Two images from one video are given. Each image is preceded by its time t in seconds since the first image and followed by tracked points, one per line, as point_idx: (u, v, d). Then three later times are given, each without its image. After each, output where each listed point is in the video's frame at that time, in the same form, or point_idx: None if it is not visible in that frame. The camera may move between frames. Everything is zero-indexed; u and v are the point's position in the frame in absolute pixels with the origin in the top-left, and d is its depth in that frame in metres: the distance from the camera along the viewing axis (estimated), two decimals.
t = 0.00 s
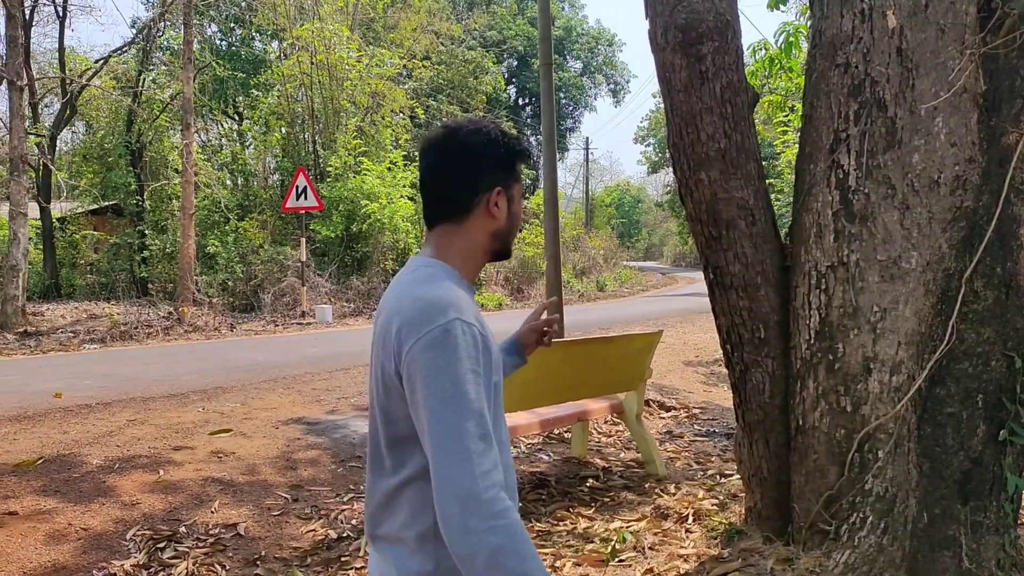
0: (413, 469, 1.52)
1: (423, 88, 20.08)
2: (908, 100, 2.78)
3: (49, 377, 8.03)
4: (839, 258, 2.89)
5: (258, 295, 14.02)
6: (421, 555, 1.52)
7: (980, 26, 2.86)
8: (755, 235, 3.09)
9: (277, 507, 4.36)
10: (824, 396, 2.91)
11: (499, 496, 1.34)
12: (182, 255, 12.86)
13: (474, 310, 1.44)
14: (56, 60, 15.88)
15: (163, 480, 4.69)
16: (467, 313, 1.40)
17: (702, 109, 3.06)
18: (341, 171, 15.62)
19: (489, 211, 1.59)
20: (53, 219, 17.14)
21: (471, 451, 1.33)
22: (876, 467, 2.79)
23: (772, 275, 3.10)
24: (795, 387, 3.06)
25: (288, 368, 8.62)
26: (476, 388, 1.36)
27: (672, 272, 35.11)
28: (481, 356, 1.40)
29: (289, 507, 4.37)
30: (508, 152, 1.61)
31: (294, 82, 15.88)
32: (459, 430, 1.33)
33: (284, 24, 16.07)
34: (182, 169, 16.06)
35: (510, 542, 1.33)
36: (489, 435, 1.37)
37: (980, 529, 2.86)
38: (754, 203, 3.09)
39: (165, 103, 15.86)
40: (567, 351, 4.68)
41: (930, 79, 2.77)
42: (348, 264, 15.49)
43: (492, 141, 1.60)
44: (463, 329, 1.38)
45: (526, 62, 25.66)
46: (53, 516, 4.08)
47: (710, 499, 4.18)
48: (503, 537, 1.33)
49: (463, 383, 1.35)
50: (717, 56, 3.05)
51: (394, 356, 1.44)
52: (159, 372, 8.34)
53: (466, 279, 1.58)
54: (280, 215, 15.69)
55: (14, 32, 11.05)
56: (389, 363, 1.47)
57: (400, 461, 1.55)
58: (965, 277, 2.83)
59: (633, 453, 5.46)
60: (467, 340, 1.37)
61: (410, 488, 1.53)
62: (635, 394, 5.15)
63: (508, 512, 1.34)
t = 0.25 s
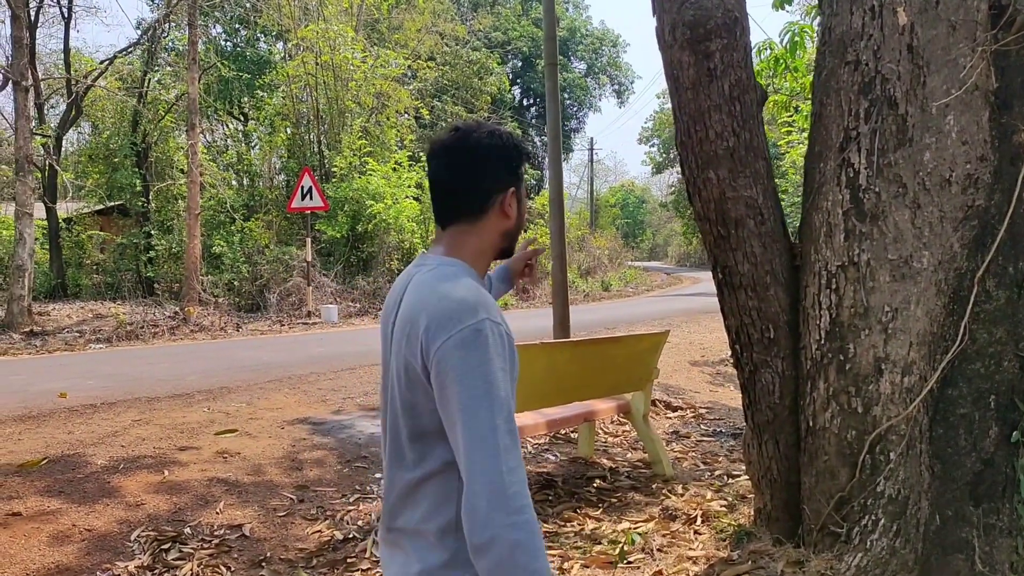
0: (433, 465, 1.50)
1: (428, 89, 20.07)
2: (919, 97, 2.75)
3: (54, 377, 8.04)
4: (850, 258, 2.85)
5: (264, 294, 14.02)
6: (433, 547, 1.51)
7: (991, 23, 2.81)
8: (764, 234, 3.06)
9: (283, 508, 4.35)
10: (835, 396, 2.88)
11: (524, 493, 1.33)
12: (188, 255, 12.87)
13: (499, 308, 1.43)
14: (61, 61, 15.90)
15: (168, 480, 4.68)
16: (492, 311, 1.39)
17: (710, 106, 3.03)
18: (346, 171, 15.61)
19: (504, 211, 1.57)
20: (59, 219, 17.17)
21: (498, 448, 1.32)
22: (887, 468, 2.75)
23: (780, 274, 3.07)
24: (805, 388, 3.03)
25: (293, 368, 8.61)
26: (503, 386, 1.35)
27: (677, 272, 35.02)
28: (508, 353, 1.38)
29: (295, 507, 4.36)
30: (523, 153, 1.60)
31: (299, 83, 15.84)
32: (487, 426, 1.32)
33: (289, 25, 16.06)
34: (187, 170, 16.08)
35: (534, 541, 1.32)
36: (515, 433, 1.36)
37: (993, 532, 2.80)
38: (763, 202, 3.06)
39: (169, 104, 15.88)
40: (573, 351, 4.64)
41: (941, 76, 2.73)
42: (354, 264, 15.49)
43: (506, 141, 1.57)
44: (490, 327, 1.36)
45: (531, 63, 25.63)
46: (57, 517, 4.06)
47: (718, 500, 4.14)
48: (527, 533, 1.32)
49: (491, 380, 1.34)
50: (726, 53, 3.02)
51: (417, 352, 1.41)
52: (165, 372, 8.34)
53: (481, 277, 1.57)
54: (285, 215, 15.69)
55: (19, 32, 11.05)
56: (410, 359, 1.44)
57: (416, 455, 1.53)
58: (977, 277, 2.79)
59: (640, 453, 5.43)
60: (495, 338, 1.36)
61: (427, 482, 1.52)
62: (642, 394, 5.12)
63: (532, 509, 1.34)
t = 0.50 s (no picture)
0: (426, 434, 1.56)
1: (432, 90, 20.07)
2: (931, 95, 2.71)
3: (59, 377, 8.03)
4: (861, 258, 2.83)
5: (269, 294, 14.02)
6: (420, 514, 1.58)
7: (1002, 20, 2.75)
8: (774, 234, 3.04)
9: (288, 509, 4.33)
10: (846, 398, 2.85)
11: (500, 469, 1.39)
12: (194, 255, 12.88)
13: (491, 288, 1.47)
14: (67, 62, 15.93)
15: (173, 481, 4.67)
16: (482, 291, 1.43)
17: (719, 105, 3.00)
18: (351, 172, 15.61)
19: (492, 198, 1.58)
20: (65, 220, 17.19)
21: (476, 425, 1.38)
22: (900, 471, 2.72)
23: (791, 275, 3.04)
24: (816, 389, 3.00)
25: (298, 368, 8.60)
26: (487, 367, 1.39)
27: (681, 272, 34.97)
28: (496, 332, 1.42)
29: (300, 509, 4.34)
30: (518, 138, 1.58)
31: (304, 84, 15.86)
32: (468, 403, 1.37)
33: (293, 26, 16.06)
34: (192, 170, 16.10)
35: (506, 515, 1.39)
36: (496, 412, 1.41)
37: (1008, 535, 2.76)
38: (773, 201, 3.04)
39: (174, 105, 15.90)
40: (579, 352, 4.62)
41: (953, 74, 2.69)
42: (359, 264, 15.49)
43: (496, 128, 1.58)
44: (479, 308, 1.40)
45: (535, 64, 25.61)
46: (61, 519, 4.05)
47: (727, 501, 4.10)
48: (497, 507, 1.38)
49: (474, 361, 1.38)
50: (735, 50, 3.00)
51: (412, 326, 1.48)
52: (170, 372, 8.34)
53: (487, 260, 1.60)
54: (291, 216, 15.71)
55: (24, 33, 11.06)
56: (406, 331, 1.51)
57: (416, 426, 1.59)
58: (990, 276, 2.75)
59: (646, 453, 5.40)
60: (482, 318, 1.39)
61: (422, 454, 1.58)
62: (649, 394, 5.09)
63: (506, 484, 1.40)
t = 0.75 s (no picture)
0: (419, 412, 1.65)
1: (435, 91, 20.06)
2: (941, 93, 2.70)
3: (62, 378, 8.02)
4: (870, 258, 2.80)
5: (273, 295, 14.01)
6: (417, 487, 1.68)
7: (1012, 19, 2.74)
8: (782, 234, 3.01)
9: (293, 510, 4.32)
10: (855, 399, 2.83)
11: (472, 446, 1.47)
12: (198, 256, 12.88)
13: (472, 270, 1.52)
14: (70, 63, 15.93)
15: (177, 482, 4.66)
16: (460, 274, 1.49)
17: (726, 103, 2.98)
18: (354, 173, 15.59)
19: (459, 191, 1.70)
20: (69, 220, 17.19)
21: (448, 403, 1.46)
22: (909, 473, 2.70)
23: (799, 274, 3.02)
24: (824, 390, 2.97)
25: (302, 368, 8.59)
26: (462, 350, 1.46)
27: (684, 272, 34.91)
28: (473, 314, 1.48)
29: (304, 510, 4.33)
30: (480, 133, 1.68)
31: (307, 85, 15.87)
32: (440, 384, 1.45)
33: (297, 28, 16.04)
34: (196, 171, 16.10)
35: (475, 490, 1.46)
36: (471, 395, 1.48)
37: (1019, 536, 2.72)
38: (780, 201, 3.01)
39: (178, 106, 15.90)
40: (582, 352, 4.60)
41: (962, 72, 2.68)
42: (362, 264, 15.48)
43: (463, 127, 1.72)
44: (456, 290, 1.47)
45: (537, 65, 25.57)
46: (64, 522, 4.04)
47: (733, 502, 4.08)
48: (466, 485, 1.46)
49: (448, 342, 1.45)
50: (743, 49, 2.98)
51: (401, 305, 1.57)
52: (173, 373, 8.33)
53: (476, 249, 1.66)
54: (294, 216, 15.72)
55: (28, 34, 11.06)
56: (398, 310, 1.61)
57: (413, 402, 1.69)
58: (999, 277, 2.73)
59: (650, 453, 5.38)
60: (455, 301, 1.46)
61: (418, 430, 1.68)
62: (653, 394, 5.06)
63: (477, 462, 1.47)
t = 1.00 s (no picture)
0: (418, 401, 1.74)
1: (438, 91, 20.07)
2: (950, 92, 2.67)
3: (66, 378, 8.02)
4: (879, 258, 2.79)
5: (276, 294, 14.01)
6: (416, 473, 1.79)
7: None
8: (789, 233, 3.00)
9: (297, 511, 4.31)
10: (865, 400, 2.83)
11: (435, 445, 1.53)
12: (201, 256, 12.89)
13: (451, 272, 1.57)
14: (74, 64, 15.96)
15: (181, 483, 4.65)
16: (436, 275, 1.54)
17: (734, 102, 2.96)
18: (356, 173, 15.57)
19: (454, 190, 1.75)
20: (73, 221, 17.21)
21: (414, 401, 1.53)
22: (919, 474, 2.69)
23: (807, 274, 3.01)
24: (833, 390, 2.96)
25: (306, 368, 8.58)
26: (431, 352, 1.52)
27: (687, 272, 34.86)
28: (446, 316, 1.54)
29: (308, 511, 4.32)
30: (470, 134, 1.72)
31: (310, 85, 15.88)
32: (410, 383, 1.52)
33: (300, 28, 16.05)
34: (200, 171, 16.12)
35: (435, 487, 1.53)
36: (442, 393, 1.54)
37: None
38: (788, 200, 3.00)
39: (182, 106, 15.92)
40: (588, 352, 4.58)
41: (971, 70, 2.64)
42: (365, 264, 15.47)
43: (455, 127, 1.76)
44: (429, 292, 1.53)
45: (539, 65, 25.55)
46: (67, 523, 4.03)
47: (739, 502, 4.05)
48: (431, 481, 1.53)
49: (416, 342, 1.52)
50: (751, 47, 2.96)
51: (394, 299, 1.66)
52: (177, 373, 8.33)
53: (470, 248, 1.69)
54: (297, 216, 15.72)
55: (32, 35, 11.07)
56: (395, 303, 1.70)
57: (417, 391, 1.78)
58: (1009, 276, 2.60)
59: (654, 453, 5.36)
60: (427, 303, 1.52)
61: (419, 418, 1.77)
62: (657, 394, 5.05)
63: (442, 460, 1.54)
